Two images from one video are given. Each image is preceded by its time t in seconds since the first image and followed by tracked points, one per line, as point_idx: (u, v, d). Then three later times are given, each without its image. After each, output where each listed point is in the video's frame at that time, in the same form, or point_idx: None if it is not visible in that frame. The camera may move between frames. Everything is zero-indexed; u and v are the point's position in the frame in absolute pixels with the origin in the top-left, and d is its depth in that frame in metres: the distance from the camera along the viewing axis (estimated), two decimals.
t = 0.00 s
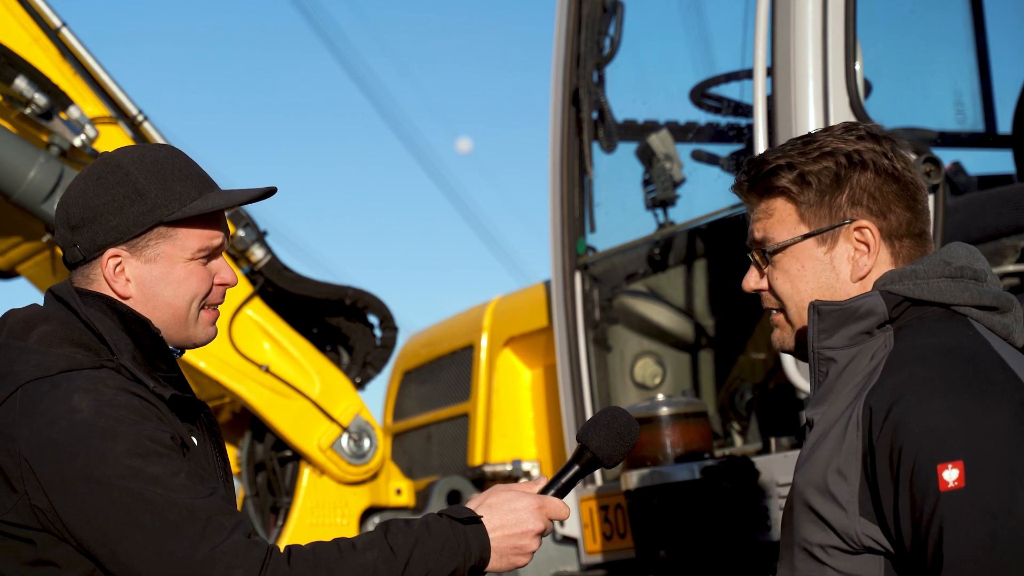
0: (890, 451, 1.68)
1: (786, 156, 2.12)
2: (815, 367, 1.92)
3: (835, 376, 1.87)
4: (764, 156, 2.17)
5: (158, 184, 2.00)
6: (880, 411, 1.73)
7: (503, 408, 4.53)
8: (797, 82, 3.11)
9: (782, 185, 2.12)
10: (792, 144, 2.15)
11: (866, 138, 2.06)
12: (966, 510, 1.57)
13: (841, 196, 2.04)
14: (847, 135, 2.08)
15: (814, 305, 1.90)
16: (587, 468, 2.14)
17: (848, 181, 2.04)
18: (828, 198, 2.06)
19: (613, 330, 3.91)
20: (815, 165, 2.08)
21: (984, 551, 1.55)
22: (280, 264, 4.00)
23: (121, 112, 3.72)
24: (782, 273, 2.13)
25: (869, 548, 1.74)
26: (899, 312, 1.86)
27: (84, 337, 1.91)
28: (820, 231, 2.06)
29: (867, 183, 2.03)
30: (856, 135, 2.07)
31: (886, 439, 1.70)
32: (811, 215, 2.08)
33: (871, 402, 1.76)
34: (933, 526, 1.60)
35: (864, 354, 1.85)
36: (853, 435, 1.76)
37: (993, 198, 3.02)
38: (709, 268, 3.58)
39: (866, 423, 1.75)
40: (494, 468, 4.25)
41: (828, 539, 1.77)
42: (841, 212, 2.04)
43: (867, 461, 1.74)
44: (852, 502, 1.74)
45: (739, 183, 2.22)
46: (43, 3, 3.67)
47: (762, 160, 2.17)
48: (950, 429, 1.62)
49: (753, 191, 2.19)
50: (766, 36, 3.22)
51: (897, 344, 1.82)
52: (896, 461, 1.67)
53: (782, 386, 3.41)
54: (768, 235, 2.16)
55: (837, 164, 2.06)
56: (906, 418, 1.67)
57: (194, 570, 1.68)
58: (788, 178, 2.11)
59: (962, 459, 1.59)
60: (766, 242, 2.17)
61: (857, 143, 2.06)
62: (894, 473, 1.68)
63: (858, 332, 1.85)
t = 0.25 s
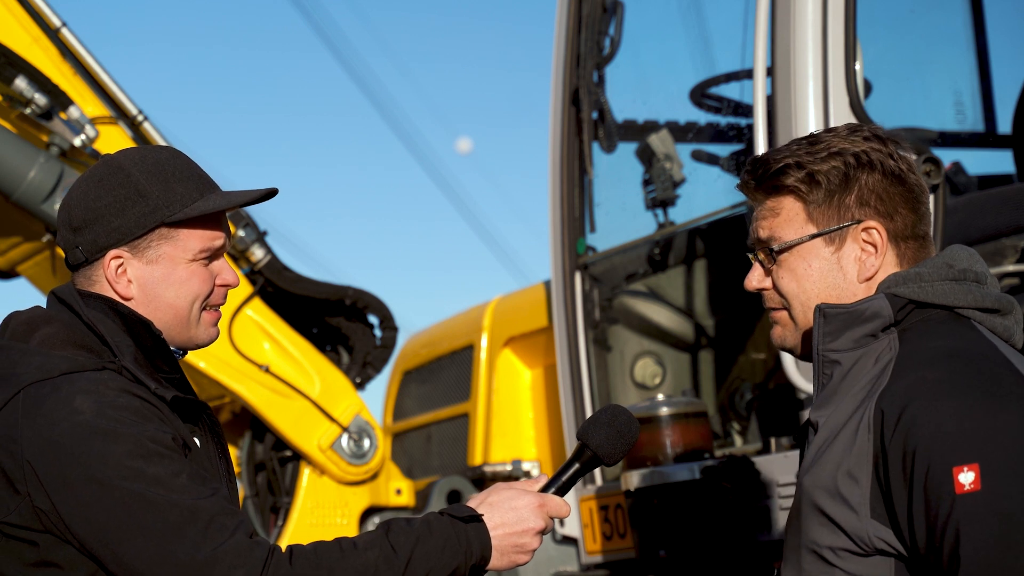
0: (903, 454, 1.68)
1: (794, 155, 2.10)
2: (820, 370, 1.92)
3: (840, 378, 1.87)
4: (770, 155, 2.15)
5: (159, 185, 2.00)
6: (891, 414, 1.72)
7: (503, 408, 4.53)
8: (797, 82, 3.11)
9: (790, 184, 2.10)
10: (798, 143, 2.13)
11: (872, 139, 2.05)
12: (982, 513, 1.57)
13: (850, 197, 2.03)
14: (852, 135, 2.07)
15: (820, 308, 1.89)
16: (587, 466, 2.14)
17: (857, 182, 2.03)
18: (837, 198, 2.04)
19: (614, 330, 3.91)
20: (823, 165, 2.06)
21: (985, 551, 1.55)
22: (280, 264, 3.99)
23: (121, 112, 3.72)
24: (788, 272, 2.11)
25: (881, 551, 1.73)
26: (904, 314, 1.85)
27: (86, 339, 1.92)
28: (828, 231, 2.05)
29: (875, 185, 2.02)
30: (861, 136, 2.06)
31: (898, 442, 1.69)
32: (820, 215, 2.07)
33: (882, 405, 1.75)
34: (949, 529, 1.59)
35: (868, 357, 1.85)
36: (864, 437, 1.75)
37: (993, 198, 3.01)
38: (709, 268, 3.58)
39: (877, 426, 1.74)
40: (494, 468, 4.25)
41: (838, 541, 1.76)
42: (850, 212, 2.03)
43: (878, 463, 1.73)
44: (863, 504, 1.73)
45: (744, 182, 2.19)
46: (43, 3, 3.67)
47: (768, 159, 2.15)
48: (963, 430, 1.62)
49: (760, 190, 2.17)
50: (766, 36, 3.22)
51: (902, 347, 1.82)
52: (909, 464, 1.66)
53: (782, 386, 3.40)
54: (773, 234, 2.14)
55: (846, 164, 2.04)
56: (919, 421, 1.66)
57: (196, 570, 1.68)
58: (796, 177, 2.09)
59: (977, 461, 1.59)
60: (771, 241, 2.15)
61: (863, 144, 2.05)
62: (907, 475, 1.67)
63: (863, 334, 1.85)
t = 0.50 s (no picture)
0: (916, 458, 1.67)
1: (797, 159, 2.09)
2: (823, 373, 1.91)
3: (845, 382, 1.86)
4: (774, 159, 2.13)
5: (162, 187, 1.99)
6: (903, 418, 1.70)
7: (502, 409, 4.53)
8: (797, 82, 3.11)
9: (794, 189, 2.09)
10: (800, 147, 2.12)
11: (874, 144, 2.06)
12: (999, 517, 1.56)
13: (854, 202, 2.03)
14: (854, 140, 2.07)
15: (825, 312, 1.87)
16: (588, 467, 2.14)
17: (861, 187, 2.03)
18: (841, 203, 2.04)
19: (613, 329, 3.91)
20: (827, 170, 2.05)
21: (990, 552, 1.56)
22: (280, 264, 3.99)
23: (121, 113, 3.72)
24: (791, 276, 2.10)
25: (892, 553, 1.72)
26: (908, 317, 1.85)
27: (88, 340, 1.92)
28: (832, 236, 2.05)
29: (878, 190, 2.02)
30: (863, 140, 2.06)
31: (911, 446, 1.67)
32: (824, 220, 2.06)
33: (893, 409, 1.73)
34: (965, 533, 1.59)
35: (873, 360, 1.84)
36: (876, 440, 1.74)
37: (993, 198, 3.01)
38: (709, 268, 3.58)
39: (889, 429, 1.73)
40: (494, 468, 4.25)
41: (849, 544, 1.74)
42: (853, 217, 2.03)
43: (890, 466, 1.72)
44: (875, 507, 1.72)
45: (747, 186, 2.17)
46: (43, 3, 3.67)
47: (771, 164, 2.13)
48: (977, 434, 1.62)
49: (763, 194, 2.15)
50: (766, 36, 3.22)
51: (907, 352, 1.81)
52: (922, 468, 1.65)
53: (782, 386, 3.40)
54: (777, 239, 2.13)
55: (849, 170, 2.04)
56: (932, 425, 1.65)
57: (196, 571, 1.68)
58: (800, 182, 2.08)
59: (992, 464, 1.59)
60: (775, 245, 2.13)
61: (866, 148, 2.05)
62: (920, 479, 1.66)
63: (868, 338, 1.84)
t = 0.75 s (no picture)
0: (933, 462, 1.65)
1: (817, 162, 2.06)
2: (833, 375, 1.89)
3: (855, 385, 1.85)
4: (793, 159, 2.10)
5: (167, 187, 1.99)
6: (921, 422, 1.69)
7: (502, 409, 4.53)
8: (797, 82, 3.11)
9: (811, 193, 2.07)
10: (820, 147, 2.08)
11: (894, 149, 2.02)
12: (1019, 523, 1.55)
13: (871, 211, 2.02)
14: (876, 144, 2.03)
15: (838, 314, 1.86)
16: (590, 469, 2.13)
17: (878, 196, 2.01)
18: (858, 210, 2.02)
19: (614, 330, 3.91)
20: (846, 175, 2.03)
21: (993, 553, 1.56)
22: (280, 264, 3.99)
23: (121, 113, 3.72)
24: (801, 277, 2.09)
25: (907, 556, 1.71)
26: (920, 320, 1.84)
27: (91, 340, 1.92)
28: (847, 242, 2.04)
29: (896, 200, 2.00)
30: (885, 145, 2.03)
31: (929, 450, 1.66)
32: (840, 225, 2.05)
33: (910, 413, 1.71)
34: (984, 538, 1.57)
35: (884, 363, 1.83)
36: (892, 443, 1.72)
37: (993, 198, 3.01)
38: (709, 268, 3.58)
39: (906, 433, 1.71)
40: (494, 468, 4.25)
41: (863, 546, 1.73)
42: (869, 225, 2.02)
43: (906, 470, 1.71)
44: (891, 510, 1.71)
45: (765, 183, 2.15)
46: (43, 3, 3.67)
47: (791, 163, 2.10)
48: (995, 438, 1.60)
49: (780, 194, 2.13)
50: (766, 36, 3.22)
51: (919, 353, 1.80)
52: (940, 472, 1.63)
53: (781, 386, 3.40)
54: (791, 240, 2.11)
55: (868, 176, 2.01)
56: (950, 429, 1.64)
57: (199, 571, 1.68)
58: (818, 185, 2.06)
59: (1012, 469, 1.57)
60: (788, 246, 2.12)
61: (886, 154, 2.02)
62: (937, 483, 1.64)
63: (879, 341, 1.83)
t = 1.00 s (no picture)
0: (950, 465, 1.65)
1: (823, 164, 2.06)
2: (846, 377, 1.89)
3: (868, 387, 1.86)
4: (801, 161, 2.11)
5: (172, 185, 2.00)
6: (937, 425, 1.68)
7: (502, 409, 4.53)
8: (797, 82, 3.11)
9: (817, 195, 2.07)
10: (829, 150, 2.09)
11: (903, 151, 2.01)
12: None
13: (876, 213, 2.01)
14: (884, 146, 2.02)
15: (852, 317, 1.87)
16: (592, 471, 2.12)
17: (884, 199, 2.00)
18: (864, 213, 2.02)
19: (613, 330, 3.91)
20: (852, 178, 2.03)
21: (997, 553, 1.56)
22: (280, 264, 3.99)
23: (121, 112, 3.72)
24: (808, 279, 2.10)
25: (922, 559, 1.71)
26: (933, 323, 1.84)
27: (93, 338, 1.92)
28: (852, 244, 2.04)
29: (902, 202, 1.99)
30: (893, 147, 2.02)
31: (946, 453, 1.65)
32: (845, 228, 2.05)
33: (927, 416, 1.71)
34: (1001, 541, 1.57)
35: (897, 365, 1.83)
36: (908, 446, 1.72)
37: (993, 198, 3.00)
38: (709, 268, 3.58)
39: (922, 436, 1.71)
40: (494, 468, 4.25)
41: (877, 549, 1.73)
42: (875, 228, 2.02)
43: (921, 473, 1.70)
44: (906, 513, 1.71)
45: (773, 185, 2.16)
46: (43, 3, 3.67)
47: (799, 166, 2.11)
48: (1012, 443, 1.60)
49: (788, 196, 2.14)
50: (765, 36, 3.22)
51: (933, 357, 1.79)
52: (957, 476, 1.63)
53: (781, 386, 3.39)
54: (798, 242, 2.12)
55: (875, 179, 2.01)
56: (968, 433, 1.63)
57: (200, 570, 1.68)
58: (824, 188, 2.06)
59: None
60: (795, 248, 2.13)
61: (894, 157, 2.01)
62: (954, 487, 1.64)
63: (892, 343, 1.83)
